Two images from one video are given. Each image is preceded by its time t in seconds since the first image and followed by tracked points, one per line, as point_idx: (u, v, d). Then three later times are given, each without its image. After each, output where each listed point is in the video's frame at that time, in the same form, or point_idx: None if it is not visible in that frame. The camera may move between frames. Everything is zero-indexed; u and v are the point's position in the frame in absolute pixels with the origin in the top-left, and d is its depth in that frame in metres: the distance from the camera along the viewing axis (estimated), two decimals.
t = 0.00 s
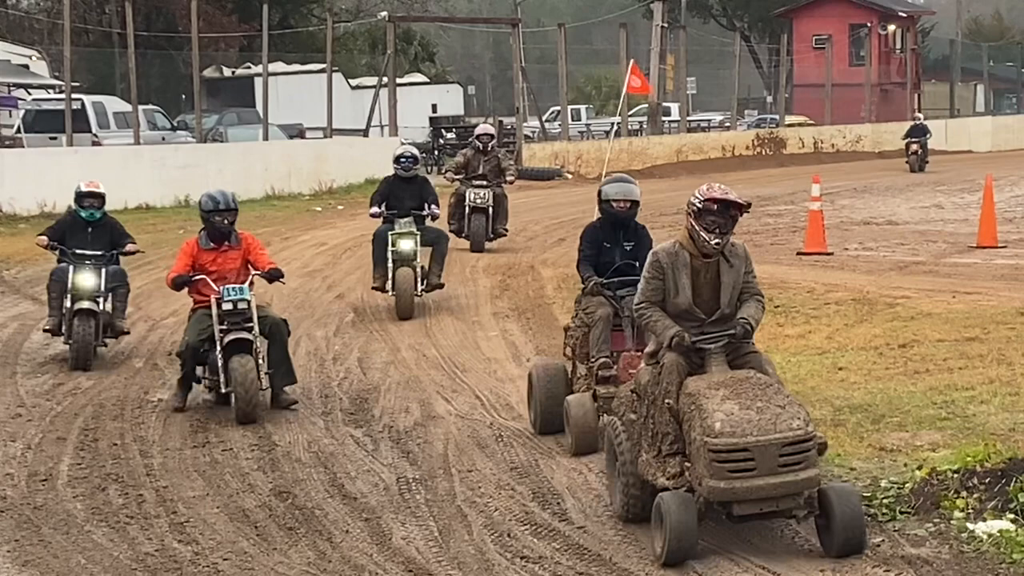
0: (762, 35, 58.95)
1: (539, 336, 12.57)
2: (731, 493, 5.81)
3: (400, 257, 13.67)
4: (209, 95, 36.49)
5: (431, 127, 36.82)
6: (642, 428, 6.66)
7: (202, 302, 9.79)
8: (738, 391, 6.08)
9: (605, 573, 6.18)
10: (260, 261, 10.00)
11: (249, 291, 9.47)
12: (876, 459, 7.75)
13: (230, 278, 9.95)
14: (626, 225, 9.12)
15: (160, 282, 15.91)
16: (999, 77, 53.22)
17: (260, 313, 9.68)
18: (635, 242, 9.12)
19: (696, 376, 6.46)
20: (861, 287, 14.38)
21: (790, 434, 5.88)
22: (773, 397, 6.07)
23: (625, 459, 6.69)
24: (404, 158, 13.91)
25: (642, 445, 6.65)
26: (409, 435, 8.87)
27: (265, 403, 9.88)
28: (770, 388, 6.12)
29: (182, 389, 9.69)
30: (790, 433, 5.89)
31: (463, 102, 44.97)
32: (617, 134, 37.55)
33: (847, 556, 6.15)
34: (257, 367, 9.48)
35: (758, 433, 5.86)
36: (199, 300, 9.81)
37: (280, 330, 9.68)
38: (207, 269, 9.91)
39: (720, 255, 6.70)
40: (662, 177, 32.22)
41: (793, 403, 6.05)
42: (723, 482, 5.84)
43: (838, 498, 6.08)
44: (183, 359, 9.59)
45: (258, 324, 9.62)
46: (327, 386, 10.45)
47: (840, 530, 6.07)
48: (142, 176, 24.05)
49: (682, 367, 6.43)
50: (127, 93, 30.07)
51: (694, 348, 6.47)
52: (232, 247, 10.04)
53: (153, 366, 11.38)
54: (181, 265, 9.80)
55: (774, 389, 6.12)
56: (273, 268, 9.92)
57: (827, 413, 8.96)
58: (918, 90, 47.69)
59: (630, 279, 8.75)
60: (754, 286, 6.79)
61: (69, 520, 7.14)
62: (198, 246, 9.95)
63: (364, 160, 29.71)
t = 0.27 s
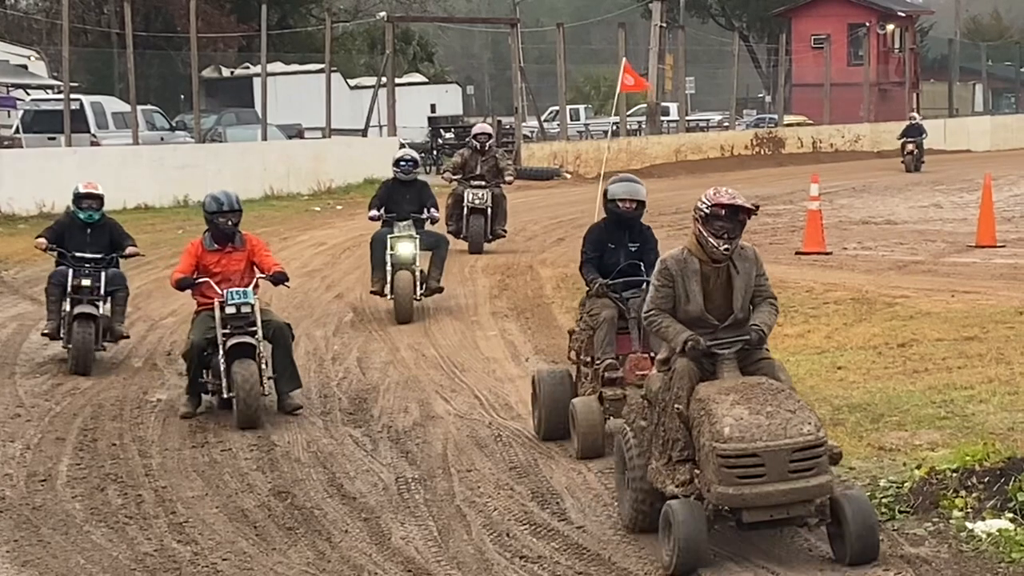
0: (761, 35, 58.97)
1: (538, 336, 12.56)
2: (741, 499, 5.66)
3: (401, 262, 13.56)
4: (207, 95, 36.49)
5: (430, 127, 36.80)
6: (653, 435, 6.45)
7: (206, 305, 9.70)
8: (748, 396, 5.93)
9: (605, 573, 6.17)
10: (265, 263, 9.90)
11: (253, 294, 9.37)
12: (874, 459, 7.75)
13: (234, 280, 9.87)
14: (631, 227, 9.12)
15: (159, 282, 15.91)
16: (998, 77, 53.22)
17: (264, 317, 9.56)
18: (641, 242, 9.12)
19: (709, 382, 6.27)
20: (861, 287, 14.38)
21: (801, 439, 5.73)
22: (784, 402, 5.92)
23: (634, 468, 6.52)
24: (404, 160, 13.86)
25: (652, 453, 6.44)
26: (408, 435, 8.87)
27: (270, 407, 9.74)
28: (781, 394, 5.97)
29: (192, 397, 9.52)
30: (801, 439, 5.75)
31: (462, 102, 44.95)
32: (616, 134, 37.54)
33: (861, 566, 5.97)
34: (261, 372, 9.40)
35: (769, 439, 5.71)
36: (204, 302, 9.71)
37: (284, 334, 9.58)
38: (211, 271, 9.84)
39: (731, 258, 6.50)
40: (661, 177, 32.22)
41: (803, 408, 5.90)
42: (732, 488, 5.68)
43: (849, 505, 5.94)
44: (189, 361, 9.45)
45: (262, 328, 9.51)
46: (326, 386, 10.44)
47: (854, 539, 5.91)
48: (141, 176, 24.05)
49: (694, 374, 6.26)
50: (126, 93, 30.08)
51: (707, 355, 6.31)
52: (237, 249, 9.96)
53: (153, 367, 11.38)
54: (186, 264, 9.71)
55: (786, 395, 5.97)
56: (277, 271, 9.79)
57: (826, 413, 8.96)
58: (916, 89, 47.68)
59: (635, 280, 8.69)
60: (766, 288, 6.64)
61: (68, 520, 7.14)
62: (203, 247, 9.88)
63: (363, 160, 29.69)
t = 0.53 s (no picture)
0: (760, 34, 58.96)
1: (538, 336, 12.54)
2: (751, 506, 5.53)
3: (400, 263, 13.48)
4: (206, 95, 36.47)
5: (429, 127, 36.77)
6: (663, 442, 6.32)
7: (211, 307, 9.61)
8: (760, 402, 5.80)
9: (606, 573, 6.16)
10: (270, 265, 9.78)
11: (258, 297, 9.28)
12: (874, 458, 7.75)
13: (239, 283, 9.73)
14: (637, 230, 9.06)
15: (158, 283, 15.91)
16: (997, 76, 53.18)
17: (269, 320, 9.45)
18: (647, 244, 9.05)
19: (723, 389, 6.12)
20: (860, 286, 14.37)
21: (813, 446, 5.60)
22: (797, 408, 5.78)
23: (643, 474, 6.38)
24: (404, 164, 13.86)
25: (661, 459, 6.30)
26: (407, 434, 8.87)
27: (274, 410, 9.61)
28: (795, 400, 5.83)
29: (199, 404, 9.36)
30: (813, 446, 5.60)
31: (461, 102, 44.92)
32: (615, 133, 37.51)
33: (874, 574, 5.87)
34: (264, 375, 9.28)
35: (781, 445, 5.58)
36: (208, 304, 9.63)
37: (290, 336, 9.44)
38: (215, 273, 9.72)
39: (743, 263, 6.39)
40: (660, 177, 32.21)
41: (816, 414, 5.76)
42: (743, 494, 5.55)
43: (862, 512, 5.85)
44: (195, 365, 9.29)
45: (266, 331, 9.40)
46: (325, 386, 10.44)
47: (868, 547, 5.81)
48: (139, 175, 24.04)
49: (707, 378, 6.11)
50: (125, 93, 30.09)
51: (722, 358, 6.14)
52: (241, 250, 9.82)
53: (153, 366, 11.38)
54: (190, 268, 9.60)
55: (799, 401, 5.83)
56: (284, 274, 9.67)
57: (826, 413, 8.95)
58: (916, 88, 47.64)
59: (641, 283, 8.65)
60: (779, 294, 6.51)
61: (67, 520, 7.14)
62: (207, 249, 9.75)
63: (363, 160, 29.68)
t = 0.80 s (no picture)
0: (758, 33, 58.98)
1: (536, 335, 12.53)
2: (760, 513, 5.31)
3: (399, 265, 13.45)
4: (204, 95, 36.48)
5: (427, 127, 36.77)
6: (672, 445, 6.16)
7: (214, 308, 9.55)
8: (772, 406, 5.58)
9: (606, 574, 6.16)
10: (275, 267, 9.72)
11: (263, 296, 9.15)
12: (873, 457, 7.75)
13: (243, 285, 9.67)
14: (642, 234, 8.87)
15: (157, 283, 15.92)
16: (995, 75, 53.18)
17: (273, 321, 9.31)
18: (652, 248, 8.87)
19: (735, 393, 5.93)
20: (859, 285, 14.37)
21: (827, 452, 5.36)
22: (811, 413, 5.55)
23: (653, 482, 6.20)
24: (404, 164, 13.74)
25: (672, 466, 6.11)
26: (406, 434, 8.87)
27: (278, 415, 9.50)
28: (809, 404, 5.61)
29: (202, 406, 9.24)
30: (827, 451, 5.37)
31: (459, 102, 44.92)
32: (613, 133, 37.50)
33: None
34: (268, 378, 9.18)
35: (792, 449, 5.36)
36: (212, 305, 9.57)
37: (294, 338, 9.30)
38: (220, 274, 9.66)
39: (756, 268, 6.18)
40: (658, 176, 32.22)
41: (831, 420, 5.53)
42: (753, 499, 5.34)
43: (876, 517, 5.67)
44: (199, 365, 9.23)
45: (271, 333, 9.27)
46: (324, 385, 10.43)
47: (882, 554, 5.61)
48: (137, 174, 24.03)
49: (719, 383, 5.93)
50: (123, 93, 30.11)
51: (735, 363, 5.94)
52: (246, 253, 9.76)
53: (151, 366, 11.38)
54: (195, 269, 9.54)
55: (813, 406, 5.60)
56: (288, 276, 9.61)
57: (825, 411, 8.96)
58: (914, 88, 47.64)
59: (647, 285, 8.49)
60: (794, 300, 6.29)
61: (65, 520, 7.14)
62: (211, 251, 9.70)
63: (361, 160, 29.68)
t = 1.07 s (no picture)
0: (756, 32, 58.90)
1: (534, 335, 12.52)
2: (771, 519, 5.23)
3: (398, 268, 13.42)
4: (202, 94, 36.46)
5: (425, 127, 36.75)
6: (685, 449, 6.11)
7: (219, 309, 9.51)
8: (786, 412, 5.52)
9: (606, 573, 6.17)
10: (279, 269, 9.71)
11: (269, 298, 9.10)
12: (871, 456, 7.75)
13: (248, 287, 9.65)
14: (648, 234, 8.80)
15: (154, 282, 15.90)
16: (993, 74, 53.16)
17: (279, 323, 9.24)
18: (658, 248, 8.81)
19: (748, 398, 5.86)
20: (857, 284, 14.37)
21: (841, 459, 5.27)
22: (825, 420, 5.47)
23: (661, 484, 6.17)
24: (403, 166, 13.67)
25: (682, 470, 6.08)
26: (405, 433, 8.88)
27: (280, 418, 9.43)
28: (823, 411, 5.53)
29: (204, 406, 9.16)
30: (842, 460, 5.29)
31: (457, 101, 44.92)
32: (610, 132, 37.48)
33: None
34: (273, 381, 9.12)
35: (807, 455, 5.28)
36: (217, 307, 9.53)
37: (299, 341, 9.23)
38: (225, 275, 9.64)
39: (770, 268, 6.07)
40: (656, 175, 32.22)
41: (846, 428, 5.45)
42: (764, 504, 5.27)
43: (891, 528, 5.55)
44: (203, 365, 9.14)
45: (276, 335, 9.20)
46: (323, 385, 10.42)
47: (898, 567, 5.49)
48: (136, 173, 24.01)
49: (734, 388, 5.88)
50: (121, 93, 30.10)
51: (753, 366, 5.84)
52: (251, 254, 9.75)
53: (150, 366, 11.37)
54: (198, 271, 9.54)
55: (828, 413, 5.53)
56: (293, 279, 9.60)
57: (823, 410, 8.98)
58: (912, 87, 47.63)
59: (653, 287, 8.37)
60: (808, 303, 6.20)
61: (64, 519, 7.14)
62: (215, 253, 9.68)
63: (360, 159, 29.68)
